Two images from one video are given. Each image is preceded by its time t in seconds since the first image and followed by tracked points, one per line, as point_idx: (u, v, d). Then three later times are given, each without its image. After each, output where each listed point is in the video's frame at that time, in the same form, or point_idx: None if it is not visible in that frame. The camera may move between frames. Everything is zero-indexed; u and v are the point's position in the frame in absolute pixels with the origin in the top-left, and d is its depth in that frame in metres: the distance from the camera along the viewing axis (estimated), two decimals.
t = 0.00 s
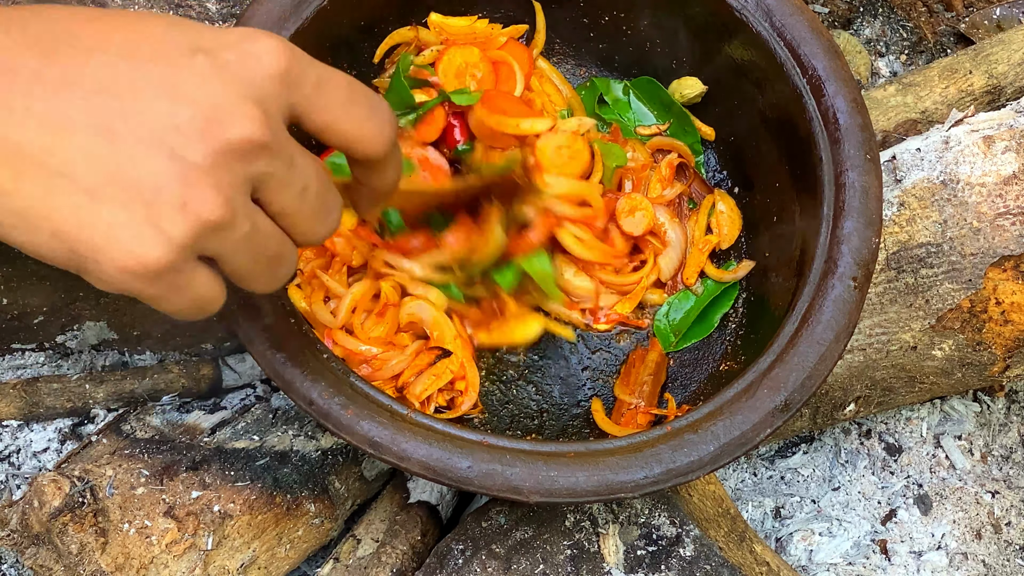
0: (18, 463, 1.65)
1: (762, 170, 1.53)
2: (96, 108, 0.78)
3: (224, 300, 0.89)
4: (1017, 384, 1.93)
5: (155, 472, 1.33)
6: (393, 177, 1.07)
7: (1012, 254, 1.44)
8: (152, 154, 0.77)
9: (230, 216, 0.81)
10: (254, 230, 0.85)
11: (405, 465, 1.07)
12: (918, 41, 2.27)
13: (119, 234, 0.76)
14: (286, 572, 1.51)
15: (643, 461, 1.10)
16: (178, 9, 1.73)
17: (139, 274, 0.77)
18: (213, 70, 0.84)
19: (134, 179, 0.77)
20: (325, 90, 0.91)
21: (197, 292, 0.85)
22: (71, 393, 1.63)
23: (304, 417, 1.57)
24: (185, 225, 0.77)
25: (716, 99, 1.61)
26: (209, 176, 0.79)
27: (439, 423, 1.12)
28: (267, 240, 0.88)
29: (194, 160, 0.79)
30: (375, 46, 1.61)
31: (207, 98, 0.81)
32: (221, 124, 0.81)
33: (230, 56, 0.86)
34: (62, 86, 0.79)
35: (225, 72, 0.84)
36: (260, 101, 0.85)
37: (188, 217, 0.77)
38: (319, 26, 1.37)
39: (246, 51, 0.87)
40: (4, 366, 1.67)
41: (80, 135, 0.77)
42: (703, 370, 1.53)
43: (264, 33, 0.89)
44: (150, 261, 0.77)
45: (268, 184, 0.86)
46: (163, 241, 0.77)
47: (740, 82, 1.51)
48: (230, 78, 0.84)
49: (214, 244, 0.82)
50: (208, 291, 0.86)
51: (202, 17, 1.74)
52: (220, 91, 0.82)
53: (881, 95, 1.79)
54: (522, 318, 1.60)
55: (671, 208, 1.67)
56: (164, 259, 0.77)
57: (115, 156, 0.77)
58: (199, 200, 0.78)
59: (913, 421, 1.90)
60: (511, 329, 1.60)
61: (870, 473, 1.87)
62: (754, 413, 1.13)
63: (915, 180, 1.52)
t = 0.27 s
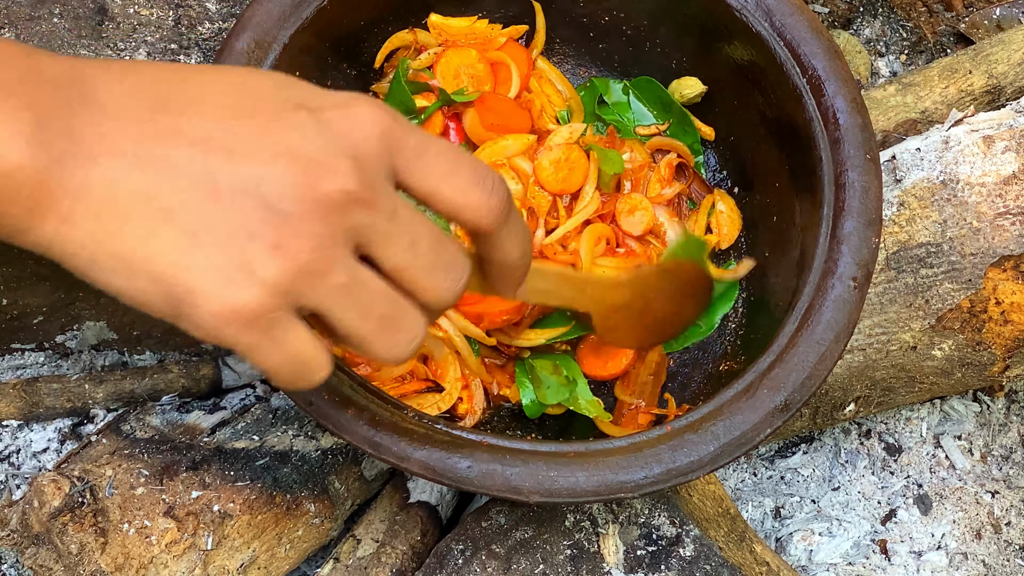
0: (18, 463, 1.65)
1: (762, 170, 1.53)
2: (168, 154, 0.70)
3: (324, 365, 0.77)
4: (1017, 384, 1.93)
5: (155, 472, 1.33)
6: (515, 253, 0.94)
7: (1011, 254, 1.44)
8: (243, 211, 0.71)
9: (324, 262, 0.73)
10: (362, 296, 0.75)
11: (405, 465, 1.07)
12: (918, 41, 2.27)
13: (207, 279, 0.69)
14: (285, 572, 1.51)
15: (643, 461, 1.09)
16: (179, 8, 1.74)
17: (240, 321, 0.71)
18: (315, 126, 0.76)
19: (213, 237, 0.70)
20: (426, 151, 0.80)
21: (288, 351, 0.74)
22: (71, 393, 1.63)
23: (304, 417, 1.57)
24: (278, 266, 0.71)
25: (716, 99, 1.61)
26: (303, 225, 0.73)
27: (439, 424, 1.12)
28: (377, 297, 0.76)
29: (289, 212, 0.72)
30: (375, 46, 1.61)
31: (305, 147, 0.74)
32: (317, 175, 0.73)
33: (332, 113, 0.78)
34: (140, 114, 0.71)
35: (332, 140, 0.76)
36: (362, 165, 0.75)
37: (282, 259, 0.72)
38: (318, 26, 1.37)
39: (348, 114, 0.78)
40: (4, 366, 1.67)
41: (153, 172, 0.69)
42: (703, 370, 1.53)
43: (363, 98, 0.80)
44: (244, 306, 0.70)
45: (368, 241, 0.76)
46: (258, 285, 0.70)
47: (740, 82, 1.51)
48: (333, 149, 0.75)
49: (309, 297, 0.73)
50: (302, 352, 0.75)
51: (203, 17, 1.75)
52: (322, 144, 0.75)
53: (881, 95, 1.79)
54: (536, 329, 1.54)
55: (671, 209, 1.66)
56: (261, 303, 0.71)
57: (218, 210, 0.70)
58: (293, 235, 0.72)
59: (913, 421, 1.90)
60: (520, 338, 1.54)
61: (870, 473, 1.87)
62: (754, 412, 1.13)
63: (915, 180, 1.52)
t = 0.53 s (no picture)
0: (17, 463, 1.65)
1: (762, 170, 1.53)
2: None
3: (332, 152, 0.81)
4: (1017, 384, 1.93)
5: (155, 472, 1.33)
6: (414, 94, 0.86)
7: (1011, 254, 1.44)
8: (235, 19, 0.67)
9: (324, 71, 0.72)
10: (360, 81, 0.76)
11: (405, 464, 1.07)
12: (918, 41, 2.27)
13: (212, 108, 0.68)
14: (286, 572, 1.51)
15: (643, 461, 1.10)
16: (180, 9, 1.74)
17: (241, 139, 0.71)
18: None
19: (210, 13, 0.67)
20: None
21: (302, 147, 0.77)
22: (71, 393, 1.63)
23: (304, 417, 1.57)
24: (279, 86, 0.69)
25: (716, 99, 1.61)
26: (299, 34, 0.70)
27: (439, 423, 1.12)
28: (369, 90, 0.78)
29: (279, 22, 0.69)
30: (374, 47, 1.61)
31: None
32: None
33: None
34: None
35: None
36: None
37: (282, 78, 0.69)
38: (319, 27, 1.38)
39: None
40: (4, 366, 1.67)
41: None
42: (703, 370, 1.53)
43: None
44: (250, 125, 0.70)
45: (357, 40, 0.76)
46: (258, 106, 0.69)
47: (739, 81, 1.51)
48: None
49: (314, 99, 0.73)
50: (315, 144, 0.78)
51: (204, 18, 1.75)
52: None
53: (881, 95, 1.79)
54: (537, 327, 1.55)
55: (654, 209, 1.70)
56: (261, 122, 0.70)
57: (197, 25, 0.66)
58: (292, 58, 0.69)
59: (913, 421, 1.90)
60: (520, 337, 1.55)
61: (870, 473, 1.87)
62: (754, 412, 1.13)
63: (915, 180, 1.52)
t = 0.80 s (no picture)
0: (18, 463, 1.65)
1: (762, 170, 1.53)
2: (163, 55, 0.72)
3: (286, 267, 0.87)
4: (1017, 384, 1.93)
5: (155, 472, 1.33)
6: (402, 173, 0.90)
7: (1012, 254, 1.44)
8: (222, 130, 0.73)
9: (299, 195, 0.77)
10: (322, 207, 0.81)
11: (405, 465, 1.07)
12: (918, 41, 2.27)
13: (183, 209, 0.72)
14: (286, 572, 1.51)
15: (643, 461, 1.10)
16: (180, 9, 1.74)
17: (203, 247, 0.74)
18: (293, 47, 0.76)
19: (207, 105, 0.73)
20: (404, 72, 0.85)
21: (256, 265, 0.82)
22: (71, 393, 1.63)
23: (304, 417, 1.57)
24: (253, 205, 0.74)
25: (715, 99, 1.62)
26: (281, 155, 0.75)
27: (439, 423, 1.12)
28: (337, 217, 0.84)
29: (268, 139, 0.74)
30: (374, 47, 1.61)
31: (284, 77, 0.75)
32: (298, 102, 0.75)
33: (312, 27, 0.78)
34: (106, 34, 0.71)
35: (306, 45, 0.77)
36: (339, 80, 0.78)
37: (257, 197, 0.74)
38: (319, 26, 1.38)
39: (324, 16, 0.79)
40: (4, 366, 1.67)
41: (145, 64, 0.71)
42: (703, 370, 1.53)
43: (345, 2, 0.81)
44: (215, 237, 0.74)
45: (338, 164, 0.82)
46: (228, 217, 0.73)
47: (739, 81, 1.51)
48: (311, 50, 0.77)
49: (281, 220, 0.79)
50: (271, 262, 0.84)
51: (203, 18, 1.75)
52: (303, 68, 0.76)
53: (881, 95, 1.79)
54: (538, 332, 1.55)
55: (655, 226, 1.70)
56: (231, 235, 0.74)
57: (186, 125, 0.72)
58: (267, 177, 0.74)
59: (913, 422, 1.90)
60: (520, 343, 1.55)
61: (870, 473, 1.87)
62: (754, 412, 1.13)
63: (915, 180, 1.52)
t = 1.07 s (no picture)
0: (18, 463, 1.65)
1: (762, 170, 1.53)
2: (206, 61, 0.78)
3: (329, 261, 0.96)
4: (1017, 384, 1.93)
5: (155, 472, 1.33)
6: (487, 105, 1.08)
7: (1012, 254, 1.44)
8: (269, 124, 0.80)
9: (344, 178, 0.86)
10: (362, 190, 0.90)
11: (405, 464, 1.07)
12: (918, 41, 2.27)
13: (238, 201, 0.80)
14: (285, 572, 1.51)
15: (643, 461, 1.10)
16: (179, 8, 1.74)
17: (265, 234, 0.83)
18: (324, 43, 0.84)
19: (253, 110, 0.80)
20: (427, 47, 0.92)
21: (309, 250, 0.91)
22: (71, 393, 1.63)
23: (304, 417, 1.57)
24: (303, 188, 0.82)
25: (715, 99, 1.62)
26: (324, 143, 0.83)
27: (439, 423, 1.12)
28: (384, 200, 0.94)
29: (311, 129, 0.82)
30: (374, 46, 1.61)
31: (318, 67, 0.83)
32: (336, 95, 0.83)
33: (337, 25, 0.85)
34: (158, 40, 0.76)
35: (338, 44, 0.85)
36: (366, 66, 0.86)
37: (306, 181, 0.82)
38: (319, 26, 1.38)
39: (346, 17, 0.86)
40: (4, 366, 1.67)
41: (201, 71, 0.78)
42: (703, 370, 1.53)
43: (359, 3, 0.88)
44: (272, 226, 0.83)
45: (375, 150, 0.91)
46: (280, 207, 0.82)
47: (739, 81, 1.51)
48: (344, 47, 0.85)
49: (331, 203, 0.87)
50: (320, 248, 0.93)
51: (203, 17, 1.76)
52: (334, 60, 0.84)
53: (881, 95, 1.79)
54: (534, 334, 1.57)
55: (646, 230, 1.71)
56: (280, 221, 0.82)
57: (239, 124, 0.80)
58: (315, 164, 0.83)
59: (913, 422, 1.90)
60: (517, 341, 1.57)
61: (870, 473, 1.87)
62: (754, 412, 1.13)
63: (915, 180, 1.52)
